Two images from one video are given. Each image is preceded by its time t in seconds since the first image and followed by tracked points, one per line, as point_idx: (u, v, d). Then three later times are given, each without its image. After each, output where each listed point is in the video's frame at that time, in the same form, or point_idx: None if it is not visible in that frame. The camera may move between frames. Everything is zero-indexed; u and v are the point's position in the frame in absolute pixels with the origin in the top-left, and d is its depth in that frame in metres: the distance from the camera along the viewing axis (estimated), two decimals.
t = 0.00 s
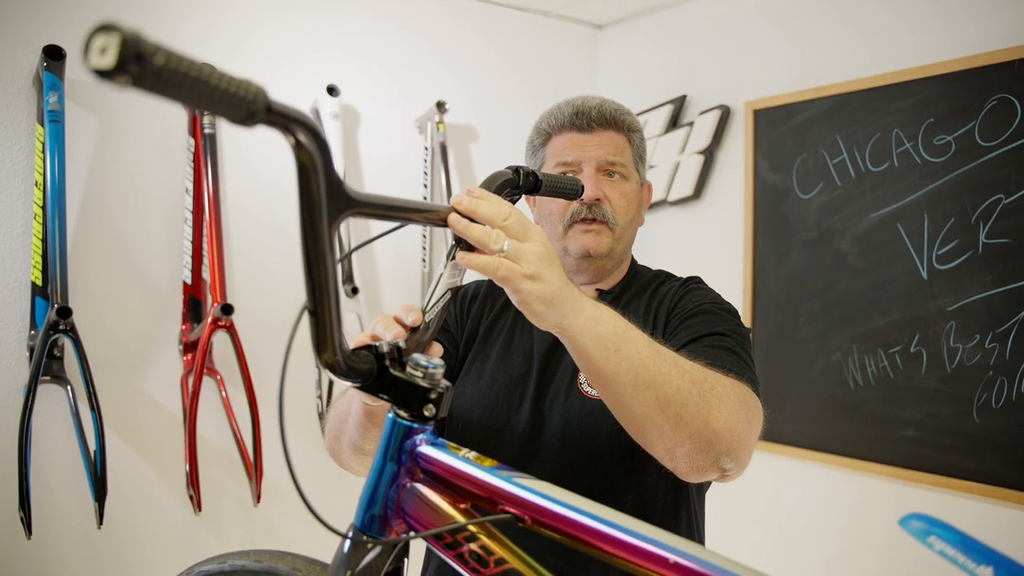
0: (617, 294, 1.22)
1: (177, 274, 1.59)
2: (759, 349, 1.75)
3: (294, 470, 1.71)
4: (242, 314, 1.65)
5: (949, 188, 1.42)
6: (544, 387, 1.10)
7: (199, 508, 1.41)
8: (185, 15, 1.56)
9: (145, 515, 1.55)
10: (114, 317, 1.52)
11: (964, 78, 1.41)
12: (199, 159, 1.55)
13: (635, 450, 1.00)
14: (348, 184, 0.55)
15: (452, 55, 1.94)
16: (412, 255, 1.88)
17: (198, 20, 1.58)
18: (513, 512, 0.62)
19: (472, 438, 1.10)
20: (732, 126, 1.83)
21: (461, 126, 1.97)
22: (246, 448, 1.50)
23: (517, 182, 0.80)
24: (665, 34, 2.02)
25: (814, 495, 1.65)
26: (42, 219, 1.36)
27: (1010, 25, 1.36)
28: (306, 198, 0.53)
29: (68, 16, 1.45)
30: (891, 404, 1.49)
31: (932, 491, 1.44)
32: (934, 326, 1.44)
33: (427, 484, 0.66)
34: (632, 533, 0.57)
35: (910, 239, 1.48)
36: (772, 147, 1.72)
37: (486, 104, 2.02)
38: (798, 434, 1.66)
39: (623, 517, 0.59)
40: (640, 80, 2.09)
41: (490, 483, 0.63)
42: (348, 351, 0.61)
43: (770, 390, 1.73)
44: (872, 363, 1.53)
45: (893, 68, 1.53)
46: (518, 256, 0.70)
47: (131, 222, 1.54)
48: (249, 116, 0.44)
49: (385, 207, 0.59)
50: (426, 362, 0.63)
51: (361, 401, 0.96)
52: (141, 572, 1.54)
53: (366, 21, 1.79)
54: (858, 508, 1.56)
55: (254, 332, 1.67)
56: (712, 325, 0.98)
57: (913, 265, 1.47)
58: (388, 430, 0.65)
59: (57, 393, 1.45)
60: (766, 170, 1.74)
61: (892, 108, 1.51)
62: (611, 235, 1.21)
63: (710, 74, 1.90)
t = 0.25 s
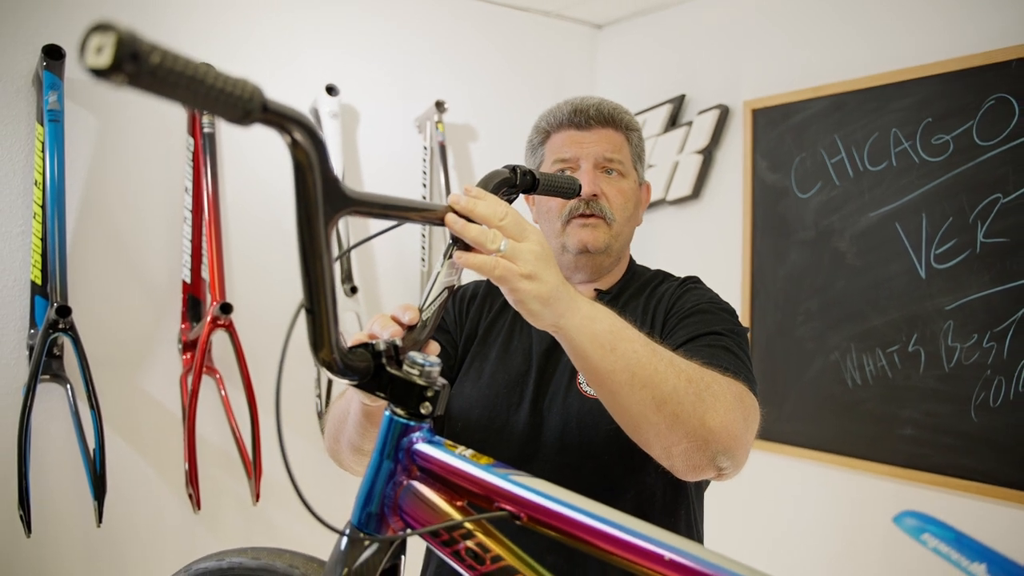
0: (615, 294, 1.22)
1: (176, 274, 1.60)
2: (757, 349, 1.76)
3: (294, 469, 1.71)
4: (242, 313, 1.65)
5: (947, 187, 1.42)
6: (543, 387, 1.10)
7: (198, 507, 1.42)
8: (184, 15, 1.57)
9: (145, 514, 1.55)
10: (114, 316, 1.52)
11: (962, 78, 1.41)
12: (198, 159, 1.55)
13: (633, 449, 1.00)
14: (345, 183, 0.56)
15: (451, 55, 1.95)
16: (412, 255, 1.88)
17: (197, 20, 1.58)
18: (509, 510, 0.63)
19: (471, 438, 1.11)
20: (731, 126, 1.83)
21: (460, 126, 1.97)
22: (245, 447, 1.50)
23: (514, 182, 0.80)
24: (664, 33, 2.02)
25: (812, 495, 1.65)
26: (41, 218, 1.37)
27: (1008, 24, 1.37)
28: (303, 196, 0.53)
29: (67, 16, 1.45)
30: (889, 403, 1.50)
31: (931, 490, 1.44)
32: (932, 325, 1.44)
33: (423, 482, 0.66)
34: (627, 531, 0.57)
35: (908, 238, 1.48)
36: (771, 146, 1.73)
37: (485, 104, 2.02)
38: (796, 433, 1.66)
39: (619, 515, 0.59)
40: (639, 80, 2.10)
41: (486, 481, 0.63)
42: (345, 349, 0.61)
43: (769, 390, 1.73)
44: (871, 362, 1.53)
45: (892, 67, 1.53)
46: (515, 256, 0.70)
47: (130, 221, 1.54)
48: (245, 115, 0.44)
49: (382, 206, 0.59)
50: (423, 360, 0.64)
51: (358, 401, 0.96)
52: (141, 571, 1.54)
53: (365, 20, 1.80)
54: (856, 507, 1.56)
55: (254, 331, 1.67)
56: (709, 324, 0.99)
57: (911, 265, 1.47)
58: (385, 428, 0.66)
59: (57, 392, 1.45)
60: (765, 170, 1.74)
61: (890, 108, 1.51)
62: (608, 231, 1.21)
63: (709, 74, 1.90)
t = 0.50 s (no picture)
0: (616, 291, 1.22)
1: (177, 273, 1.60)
2: (758, 348, 1.76)
3: (295, 468, 1.71)
4: (243, 312, 1.66)
5: (948, 185, 1.42)
6: (545, 385, 1.10)
7: (198, 505, 1.41)
8: (185, 14, 1.57)
9: (146, 513, 1.55)
10: (115, 315, 1.52)
11: (963, 76, 1.41)
12: (198, 158, 1.57)
13: (634, 447, 1.00)
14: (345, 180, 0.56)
15: (452, 54, 1.95)
16: (413, 253, 1.88)
17: (197, 19, 1.58)
18: (510, 507, 0.63)
19: (473, 438, 1.11)
20: (731, 125, 1.83)
21: (461, 125, 1.97)
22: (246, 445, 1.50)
23: (515, 180, 0.80)
24: (665, 32, 2.02)
25: (814, 494, 1.65)
26: (42, 217, 1.37)
27: (1009, 23, 1.36)
28: (304, 193, 0.53)
29: (67, 15, 1.46)
30: (890, 402, 1.50)
31: (932, 489, 1.44)
32: (933, 324, 1.44)
33: (424, 479, 0.67)
34: (628, 527, 0.57)
35: (909, 237, 1.48)
36: (772, 145, 1.73)
37: (486, 103, 2.02)
38: (797, 432, 1.66)
39: (620, 512, 0.59)
40: (640, 79, 2.10)
41: (488, 478, 0.63)
42: (346, 347, 0.61)
43: (770, 389, 1.73)
44: (871, 361, 1.53)
45: (893, 66, 1.53)
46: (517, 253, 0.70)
47: (131, 220, 1.54)
48: (246, 111, 0.44)
49: (383, 203, 0.60)
50: (424, 357, 0.64)
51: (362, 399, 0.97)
52: (142, 570, 1.54)
53: (366, 19, 1.80)
54: (857, 505, 1.56)
55: (255, 330, 1.67)
56: (710, 321, 0.99)
57: (912, 263, 1.47)
58: (386, 425, 0.66)
59: (58, 391, 1.45)
60: (766, 169, 1.74)
61: (890, 107, 1.51)
62: (608, 222, 1.22)
63: (710, 73, 1.90)
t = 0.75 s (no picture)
0: (613, 291, 1.22)
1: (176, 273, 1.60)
2: (757, 348, 1.76)
3: (294, 468, 1.71)
4: (242, 312, 1.66)
5: (946, 186, 1.42)
6: (542, 385, 1.10)
7: (198, 505, 1.41)
8: (184, 14, 1.57)
9: (145, 513, 1.55)
10: (114, 315, 1.52)
11: (961, 77, 1.41)
12: (197, 158, 1.58)
13: (632, 447, 1.00)
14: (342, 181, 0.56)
15: (451, 54, 1.95)
16: (412, 253, 1.88)
17: (197, 19, 1.58)
18: (506, 507, 0.63)
19: (471, 438, 1.11)
20: (730, 125, 1.84)
21: (460, 125, 1.97)
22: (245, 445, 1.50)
23: (512, 180, 0.80)
24: (664, 32, 2.02)
25: (812, 494, 1.65)
26: (41, 218, 1.37)
27: (1008, 23, 1.36)
28: (300, 193, 0.53)
29: (67, 15, 1.46)
30: (889, 402, 1.50)
31: (930, 489, 1.44)
32: (932, 324, 1.44)
33: (419, 479, 0.67)
34: (624, 528, 0.58)
35: (907, 237, 1.48)
36: (771, 145, 1.73)
37: (486, 103, 2.02)
38: (796, 432, 1.67)
39: (616, 512, 0.60)
40: (639, 79, 2.10)
41: (484, 478, 0.63)
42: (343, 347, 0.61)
43: (769, 389, 1.73)
44: (870, 361, 1.53)
45: (892, 66, 1.53)
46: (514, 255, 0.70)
47: (130, 220, 1.54)
48: (241, 112, 0.44)
49: (379, 204, 0.60)
50: (420, 357, 0.64)
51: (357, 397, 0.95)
52: (141, 570, 1.54)
53: (366, 19, 1.80)
54: (856, 506, 1.56)
55: (254, 330, 1.67)
56: (706, 321, 0.99)
57: (910, 263, 1.47)
58: (382, 426, 0.66)
59: (57, 391, 1.45)
60: (765, 169, 1.74)
61: (889, 107, 1.51)
62: (603, 223, 1.22)
63: (709, 73, 1.90)
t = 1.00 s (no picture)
0: (612, 292, 1.22)
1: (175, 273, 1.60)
2: (756, 348, 1.75)
3: (293, 468, 1.72)
4: (240, 312, 1.66)
5: (945, 185, 1.42)
6: (540, 386, 1.10)
7: (196, 505, 1.41)
8: (182, 13, 1.56)
9: (143, 512, 1.55)
10: (113, 315, 1.52)
11: (961, 76, 1.40)
12: (196, 159, 1.58)
13: (629, 447, 1.00)
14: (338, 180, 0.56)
15: (450, 54, 1.94)
16: (411, 253, 1.88)
17: (195, 18, 1.58)
18: (502, 506, 0.63)
19: (468, 440, 1.11)
20: (729, 125, 1.83)
21: (459, 125, 1.97)
22: (243, 445, 1.50)
23: (509, 180, 0.80)
24: (663, 31, 2.02)
25: (811, 494, 1.65)
26: (40, 218, 1.37)
27: (1007, 22, 1.36)
28: (295, 192, 0.53)
29: (66, 15, 1.46)
30: (888, 402, 1.49)
31: (929, 489, 1.44)
32: (931, 324, 1.44)
33: (415, 478, 0.67)
34: (619, 527, 0.57)
35: (906, 237, 1.48)
36: (770, 145, 1.73)
37: (484, 103, 2.02)
38: (794, 432, 1.66)
39: (612, 512, 0.59)
40: (638, 78, 2.10)
41: (480, 478, 0.63)
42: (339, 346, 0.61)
43: (768, 389, 1.73)
44: (869, 361, 1.53)
45: (891, 65, 1.53)
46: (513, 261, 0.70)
47: (129, 220, 1.54)
48: (235, 111, 0.44)
49: (376, 203, 0.60)
50: (416, 356, 0.64)
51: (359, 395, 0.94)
52: (139, 569, 1.55)
53: (365, 18, 1.80)
54: (855, 506, 1.56)
55: (253, 329, 1.67)
56: (705, 324, 0.99)
57: (909, 263, 1.47)
58: (378, 425, 0.66)
59: (55, 391, 1.45)
60: (764, 168, 1.74)
61: (888, 106, 1.51)
62: (604, 223, 1.22)
63: (708, 72, 1.90)
